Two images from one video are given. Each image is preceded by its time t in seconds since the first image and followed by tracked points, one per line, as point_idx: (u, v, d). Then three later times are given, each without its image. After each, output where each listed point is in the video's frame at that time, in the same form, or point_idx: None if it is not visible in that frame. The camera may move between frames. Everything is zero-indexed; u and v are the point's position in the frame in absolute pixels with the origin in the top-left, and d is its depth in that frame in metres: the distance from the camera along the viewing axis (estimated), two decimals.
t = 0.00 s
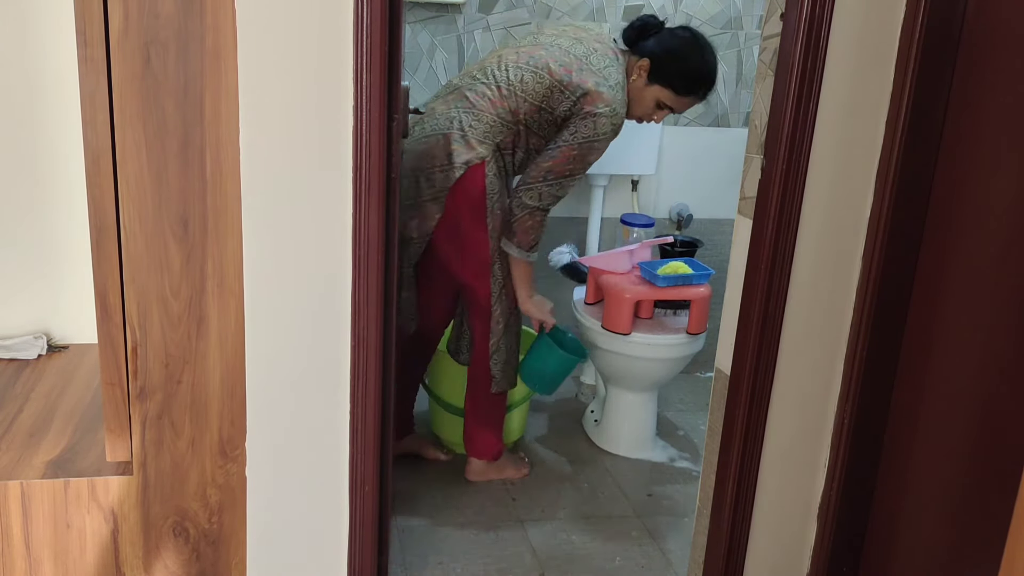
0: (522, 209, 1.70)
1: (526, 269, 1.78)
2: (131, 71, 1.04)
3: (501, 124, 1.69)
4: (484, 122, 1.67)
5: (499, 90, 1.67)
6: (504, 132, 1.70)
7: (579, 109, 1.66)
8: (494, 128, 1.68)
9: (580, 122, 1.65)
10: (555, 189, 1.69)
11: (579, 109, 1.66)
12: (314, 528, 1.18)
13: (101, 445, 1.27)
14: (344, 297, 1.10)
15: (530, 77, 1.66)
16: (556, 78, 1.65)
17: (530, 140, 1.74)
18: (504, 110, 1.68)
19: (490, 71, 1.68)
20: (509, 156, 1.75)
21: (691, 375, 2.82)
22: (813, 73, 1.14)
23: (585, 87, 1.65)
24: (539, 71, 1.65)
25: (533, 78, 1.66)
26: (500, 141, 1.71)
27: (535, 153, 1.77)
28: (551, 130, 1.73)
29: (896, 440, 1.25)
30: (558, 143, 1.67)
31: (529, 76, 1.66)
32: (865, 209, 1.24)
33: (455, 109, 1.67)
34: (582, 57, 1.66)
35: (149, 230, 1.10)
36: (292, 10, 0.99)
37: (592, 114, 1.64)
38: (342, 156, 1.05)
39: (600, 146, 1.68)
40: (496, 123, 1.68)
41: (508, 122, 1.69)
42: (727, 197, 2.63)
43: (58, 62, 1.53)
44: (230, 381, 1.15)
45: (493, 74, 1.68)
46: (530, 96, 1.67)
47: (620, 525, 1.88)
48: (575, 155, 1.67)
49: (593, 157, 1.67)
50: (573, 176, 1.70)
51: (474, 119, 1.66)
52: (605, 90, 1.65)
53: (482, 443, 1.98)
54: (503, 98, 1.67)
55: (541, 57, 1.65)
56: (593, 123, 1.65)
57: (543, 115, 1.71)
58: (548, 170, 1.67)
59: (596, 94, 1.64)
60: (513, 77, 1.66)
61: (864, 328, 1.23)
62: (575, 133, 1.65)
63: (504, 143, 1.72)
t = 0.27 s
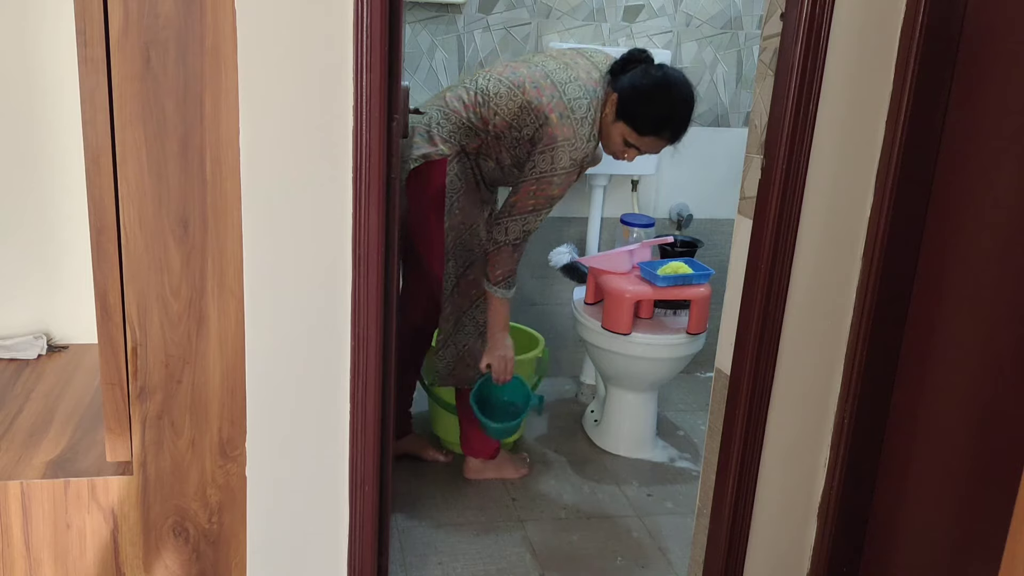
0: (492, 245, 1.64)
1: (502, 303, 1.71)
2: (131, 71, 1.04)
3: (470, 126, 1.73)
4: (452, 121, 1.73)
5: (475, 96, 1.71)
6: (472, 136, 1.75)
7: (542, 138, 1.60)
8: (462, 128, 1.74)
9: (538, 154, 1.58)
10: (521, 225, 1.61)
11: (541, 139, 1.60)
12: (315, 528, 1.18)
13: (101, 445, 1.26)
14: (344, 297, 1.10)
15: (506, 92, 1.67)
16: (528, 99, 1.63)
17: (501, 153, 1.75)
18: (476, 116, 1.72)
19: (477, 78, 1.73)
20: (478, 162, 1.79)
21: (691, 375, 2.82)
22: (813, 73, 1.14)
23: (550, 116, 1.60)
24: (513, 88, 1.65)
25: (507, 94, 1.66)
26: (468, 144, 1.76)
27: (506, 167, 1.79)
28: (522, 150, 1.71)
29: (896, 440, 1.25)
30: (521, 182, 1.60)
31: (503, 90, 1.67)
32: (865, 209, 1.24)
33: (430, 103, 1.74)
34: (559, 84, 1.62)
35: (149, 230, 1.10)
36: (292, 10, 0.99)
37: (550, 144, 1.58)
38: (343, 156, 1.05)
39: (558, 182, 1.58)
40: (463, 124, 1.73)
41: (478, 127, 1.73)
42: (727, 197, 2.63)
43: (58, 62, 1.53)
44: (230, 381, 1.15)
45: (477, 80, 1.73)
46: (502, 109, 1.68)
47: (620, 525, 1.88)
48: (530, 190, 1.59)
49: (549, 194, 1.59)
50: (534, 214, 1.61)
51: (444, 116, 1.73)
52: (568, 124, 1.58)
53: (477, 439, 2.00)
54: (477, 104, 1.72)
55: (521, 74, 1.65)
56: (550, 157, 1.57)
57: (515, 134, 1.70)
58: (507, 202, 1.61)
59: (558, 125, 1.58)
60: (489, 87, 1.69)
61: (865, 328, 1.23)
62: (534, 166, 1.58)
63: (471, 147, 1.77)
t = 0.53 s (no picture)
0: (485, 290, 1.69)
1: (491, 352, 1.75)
2: (131, 70, 1.04)
3: (449, 141, 1.78)
4: (432, 134, 1.78)
5: (459, 112, 1.75)
6: (451, 151, 1.80)
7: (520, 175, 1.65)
8: (441, 142, 1.78)
9: (518, 193, 1.64)
10: (508, 266, 1.66)
11: (521, 176, 1.65)
12: (315, 528, 1.18)
13: (101, 445, 1.26)
14: (344, 297, 1.10)
15: (489, 116, 1.70)
16: (509, 131, 1.68)
17: (479, 172, 1.81)
18: (455, 133, 1.76)
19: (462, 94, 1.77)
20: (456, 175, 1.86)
21: (691, 375, 2.82)
22: (813, 72, 1.14)
23: (528, 152, 1.65)
24: (497, 115, 1.69)
25: (490, 118, 1.70)
26: (446, 157, 1.81)
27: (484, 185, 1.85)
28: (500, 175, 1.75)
29: (896, 440, 1.25)
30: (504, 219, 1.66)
31: (486, 113, 1.71)
32: (865, 209, 1.24)
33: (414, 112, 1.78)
34: (540, 119, 1.67)
35: (149, 230, 1.10)
36: (292, 10, 0.99)
37: (528, 184, 1.63)
38: (343, 156, 1.05)
39: (537, 222, 1.63)
40: (444, 139, 1.78)
41: (457, 144, 1.78)
42: (727, 197, 2.63)
43: (59, 62, 1.53)
44: (230, 381, 1.15)
45: (462, 96, 1.77)
46: (484, 132, 1.72)
47: (620, 525, 1.88)
48: (511, 229, 1.64)
49: (529, 233, 1.64)
50: (519, 252, 1.65)
51: (426, 129, 1.77)
52: (544, 163, 1.64)
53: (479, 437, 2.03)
54: (459, 121, 1.75)
55: (506, 102, 1.69)
56: (529, 196, 1.62)
57: (493, 159, 1.74)
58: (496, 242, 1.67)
59: (536, 164, 1.63)
60: (474, 107, 1.72)
61: (865, 328, 1.23)
62: (513, 204, 1.64)
63: (448, 160, 1.82)
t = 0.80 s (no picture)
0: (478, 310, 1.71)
1: (480, 373, 1.74)
2: (131, 70, 1.04)
3: (443, 150, 1.76)
4: (427, 143, 1.75)
5: (456, 122, 1.73)
6: (445, 160, 1.79)
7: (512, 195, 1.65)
8: (436, 150, 1.77)
9: (509, 214, 1.64)
10: (501, 286, 1.67)
11: (513, 197, 1.65)
12: (314, 528, 1.18)
13: (101, 445, 1.26)
14: (344, 297, 1.10)
15: (486, 131, 1.69)
16: (504, 149, 1.67)
17: (472, 182, 1.80)
18: (450, 143, 1.75)
19: (460, 104, 1.75)
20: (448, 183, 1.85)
21: (691, 375, 2.82)
22: (813, 72, 1.14)
23: (521, 174, 1.65)
24: (493, 131, 1.68)
25: (486, 133, 1.69)
26: (439, 165, 1.80)
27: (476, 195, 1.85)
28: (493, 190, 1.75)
29: (896, 440, 1.25)
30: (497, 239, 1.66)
31: (483, 127, 1.69)
32: (865, 209, 1.24)
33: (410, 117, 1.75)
34: (536, 140, 1.66)
35: (149, 229, 1.10)
36: (292, 10, 0.99)
37: (521, 206, 1.63)
38: (343, 155, 1.05)
39: (528, 243, 1.64)
40: (438, 147, 1.76)
41: (451, 154, 1.76)
42: (727, 197, 2.63)
43: (59, 62, 1.53)
44: (230, 381, 1.15)
45: (459, 106, 1.75)
46: (479, 147, 1.71)
47: (620, 525, 1.89)
48: (504, 249, 1.65)
49: (520, 254, 1.65)
50: (511, 273, 1.66)
51: (421, 137, 1.75)
52: (537, 186, 1.64)
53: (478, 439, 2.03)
54: (455, 131, 1.73)
55: (503, 119, 1.68)
56: (520, 218, 1.63)
57: (487, 173, 1.74)
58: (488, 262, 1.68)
59: (529, 187, 1.63)
60: (473, 121, 1.71)
61: (865, 327, 1.23)
62: (505, 225, 1.64)
63: (441, 168, 1.81)
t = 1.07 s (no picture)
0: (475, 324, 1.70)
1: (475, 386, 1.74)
2: (131, 70, 1.04)
3: (444, 155, 1.75)
4: (427, 147, 1.75)
5: (459, 130, 1.72)
6: (445, 166, 1.77)
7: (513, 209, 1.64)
8: (436, 155, 1.75)
9: (510, 228, 1.64)
10: (499, 300, 1.66)
11: (513, 210, 1.64)
12: (314, 528, 1.18)
13: (101, 445, 1.26)
14: (344, 297, 1.10)
15: (489, 141, 1.68)
16: (507, 161, 1.66)
17: (472, 191, 1.79)
18: (452, 149, 1.73)
19: (463, 111, 1.74)
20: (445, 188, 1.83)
21: (691, 375, 2.82)
22: (813, 72, 1.14)
23: (522, 188, 1.64)
24: (497, 141, 1.67)
25: (489, 143, 1.68)
26: (438, 170, 1.79)
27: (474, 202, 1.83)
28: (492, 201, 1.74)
29: (896, 440, 1.25)
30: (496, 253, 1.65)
31: (486, 137, 1.69)
32: (865, 209, 1.24)
33: (411, 120, 1.75)
34: (539, 155, 1.66)
35: (149, 229, 1.10)
36: (292, 10, 0.99)
37: (521, 221, 1.62)
38: (342, 156, 1.05)
39: (528, 258, 1.63)
40: (439, 152, 1.75)
41: (452, 161, 1.75)
42: (727, 197, 2.63)
43: (58, 62, 1.53)
44: (229, 381, 1.15)
45: (463, 113, 1.74)
46: (481, 156, 1.70)
47: (620, 525, 1.89)
48: (503, 263, 1.64)
49: (519, 268, 1.64)
50: (509, 287, 1.66)
51: (422, 141, 1.75)
52: (538, 201, 1.64)
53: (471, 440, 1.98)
54: (457, 138, 1.72)
55: (508, 130, 1.67)
56: (521, 232, 1.62)
57: (487, 183, 1.73)
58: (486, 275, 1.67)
59: (530, 201, 1.63)
60: (477, 130, 1.70)
61: (865, 327, 1.23)
62: (505, 239, 1.63)
63: (440, 174, 1.80)
